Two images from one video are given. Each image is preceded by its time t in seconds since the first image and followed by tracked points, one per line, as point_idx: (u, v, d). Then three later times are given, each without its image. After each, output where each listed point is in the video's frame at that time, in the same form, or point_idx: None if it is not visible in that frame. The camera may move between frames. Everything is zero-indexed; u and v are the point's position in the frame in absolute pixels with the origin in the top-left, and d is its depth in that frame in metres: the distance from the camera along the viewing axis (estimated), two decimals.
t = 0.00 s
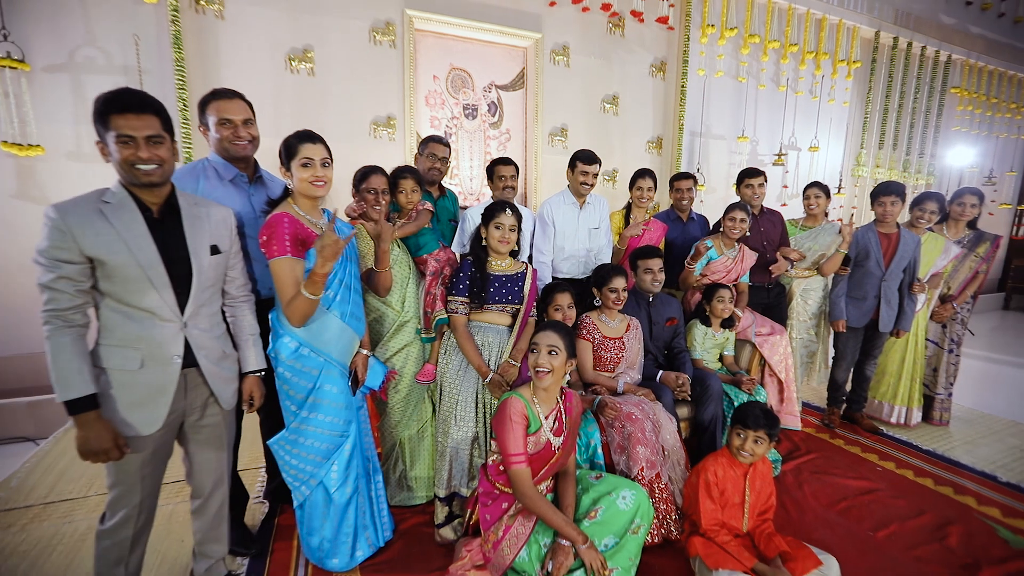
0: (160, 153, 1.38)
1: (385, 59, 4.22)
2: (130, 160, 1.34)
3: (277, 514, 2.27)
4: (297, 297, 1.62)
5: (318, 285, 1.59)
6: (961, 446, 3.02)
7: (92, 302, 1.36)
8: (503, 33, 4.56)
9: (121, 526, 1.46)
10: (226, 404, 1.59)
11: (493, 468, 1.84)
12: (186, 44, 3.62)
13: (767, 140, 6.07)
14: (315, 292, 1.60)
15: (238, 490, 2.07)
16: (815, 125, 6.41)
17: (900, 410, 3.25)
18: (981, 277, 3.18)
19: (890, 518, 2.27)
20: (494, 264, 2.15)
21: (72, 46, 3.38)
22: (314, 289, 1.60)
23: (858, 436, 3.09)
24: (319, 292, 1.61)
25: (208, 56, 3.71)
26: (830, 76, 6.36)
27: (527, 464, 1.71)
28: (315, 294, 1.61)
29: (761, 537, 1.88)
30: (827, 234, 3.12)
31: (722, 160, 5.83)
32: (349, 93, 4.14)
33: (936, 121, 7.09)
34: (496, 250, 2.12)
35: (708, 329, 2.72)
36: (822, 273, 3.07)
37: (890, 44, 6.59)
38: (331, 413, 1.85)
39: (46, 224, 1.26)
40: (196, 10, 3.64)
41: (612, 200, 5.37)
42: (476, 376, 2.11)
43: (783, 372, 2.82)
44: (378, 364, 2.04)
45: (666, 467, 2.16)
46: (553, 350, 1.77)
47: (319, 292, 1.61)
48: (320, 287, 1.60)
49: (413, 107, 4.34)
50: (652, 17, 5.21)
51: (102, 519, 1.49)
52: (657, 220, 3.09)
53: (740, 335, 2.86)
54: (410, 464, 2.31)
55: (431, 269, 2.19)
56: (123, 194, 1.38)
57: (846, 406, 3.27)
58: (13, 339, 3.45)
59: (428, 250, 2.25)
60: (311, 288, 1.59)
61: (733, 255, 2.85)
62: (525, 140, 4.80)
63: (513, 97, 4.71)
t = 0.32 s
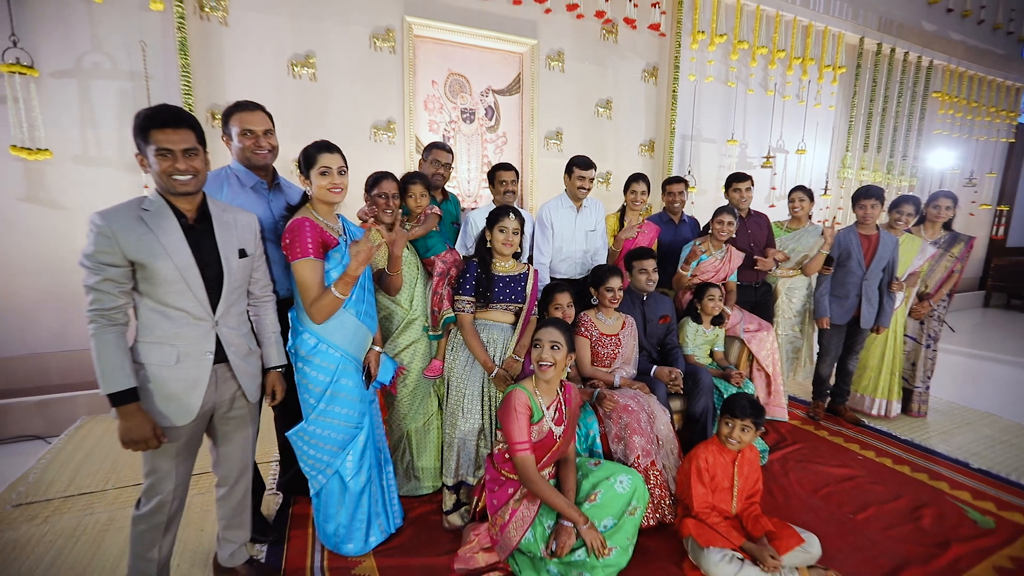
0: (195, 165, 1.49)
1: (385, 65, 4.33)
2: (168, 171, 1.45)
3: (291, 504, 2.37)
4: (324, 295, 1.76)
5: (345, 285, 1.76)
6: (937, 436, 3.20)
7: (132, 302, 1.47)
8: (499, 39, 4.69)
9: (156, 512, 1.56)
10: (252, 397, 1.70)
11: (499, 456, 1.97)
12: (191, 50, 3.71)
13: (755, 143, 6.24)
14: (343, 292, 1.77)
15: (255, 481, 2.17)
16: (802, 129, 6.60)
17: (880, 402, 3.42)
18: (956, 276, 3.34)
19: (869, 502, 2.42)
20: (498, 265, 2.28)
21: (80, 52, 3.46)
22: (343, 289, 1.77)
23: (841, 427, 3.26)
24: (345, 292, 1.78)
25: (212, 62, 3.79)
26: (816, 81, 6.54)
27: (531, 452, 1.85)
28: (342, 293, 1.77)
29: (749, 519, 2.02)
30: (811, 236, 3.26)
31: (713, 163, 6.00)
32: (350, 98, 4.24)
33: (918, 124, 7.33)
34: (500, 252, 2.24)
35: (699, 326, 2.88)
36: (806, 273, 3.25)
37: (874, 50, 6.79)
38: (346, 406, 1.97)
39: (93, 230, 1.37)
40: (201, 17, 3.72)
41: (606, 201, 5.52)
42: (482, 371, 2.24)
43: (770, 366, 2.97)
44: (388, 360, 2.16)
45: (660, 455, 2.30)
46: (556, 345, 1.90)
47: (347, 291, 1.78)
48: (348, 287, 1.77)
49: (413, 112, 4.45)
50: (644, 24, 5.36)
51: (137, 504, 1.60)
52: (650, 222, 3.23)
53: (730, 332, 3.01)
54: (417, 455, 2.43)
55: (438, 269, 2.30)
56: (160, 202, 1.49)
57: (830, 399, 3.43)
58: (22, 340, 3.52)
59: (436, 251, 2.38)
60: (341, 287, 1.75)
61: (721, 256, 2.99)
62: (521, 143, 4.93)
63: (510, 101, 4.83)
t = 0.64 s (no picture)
0: (223, 174, 1.60)
1: (381, 70, 4.43)
2: (199, 181, 1.57)
3: (302, 495, 2.49)
4: (344, 294, 1.90)
5: (365, 284, 1.91)
6: (909, 424, 3.41)
7: (165, 302, 1.58)
8: (492, 45, 4.81)
9: (185, 498, 1.67)
10: (273, 391, 1.81)
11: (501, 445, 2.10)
12: (191, 55, 3.79)
13: (739, 146, 6.45)
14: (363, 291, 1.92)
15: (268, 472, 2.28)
16: (784, 132, 6.82)
17: (857, 394, 3.62)
18: (925, 274, 3.55)
19: (845, 485, 2.60)
20: (499, 266, 2.41)
21: (81, 57, 3.52)
22: (362, 288, 1.91)
23: (820, 417, 3.45)
24: (364, 291, 1.92)
25: (211, 67, 3.87)
26: (797, 86, 6.77)
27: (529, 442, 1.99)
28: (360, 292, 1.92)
29: (733, 499, 2.19)
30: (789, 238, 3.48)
31: (699, 165, 6.20)
32: (347, 102, 4.34)
33: (894, 128, 7.62)
34: (501, 253, 2.38)
35: (686, 323, 3.05)
36: (785, 272, 3.45)
37: (852, 57, 7.03)
38: (358, 398, 2.09)
39: (131, 236, 1.48)
40: (200, 23, 3.80)
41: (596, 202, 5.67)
42: (484, 365, 2.38)
43: (753, 360, 3.15)
44: (396, 356, 2.29)
45: (651, 443, 2.45)
46: (557, 341, 2.03)
47: (365, 291, 1.92)
48: (367, 286, 1.91)
49: (408, 116, 4.56)
50: (632, 31, 5.53)
51: (166, 492, 1.70)
52: (639, 224, 3.42)
53: (716, 328, 3.19)
54: (421, 446, 2.55)
55: (442, 270, 2.43)
56: (190, 209, 1.60)
57: (810, 391, 3.62)
58: (23, 341, 3.56)
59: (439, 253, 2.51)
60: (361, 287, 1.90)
61: (706, 256, 3.16)
62: (514, 146, 5.07)
63: (502, 105, 4.96)
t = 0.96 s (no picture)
0: (244, 182, 1.70)
1: (380, 75, 4.52)
2: (222, 188, 1.66)
3: (311, 487, 2.58)
4: (356, 293, 2.02)
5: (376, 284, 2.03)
6: (891, 417, 3.56)
7: (189, 302, 1.67)
8: (488, 50, 4.92)
9: (207, 486, 1.76)
10: (289, 386, 1.91)
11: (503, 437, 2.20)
12: (194, 60, 3.86)
13: (730, 148, 6.60)
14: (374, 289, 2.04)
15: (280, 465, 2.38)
16: (773, 134, 6.98)
17: (842, 387, 3.77)
18: (907, 273, 3.70)
19: (829, 473, 2.74)
20: (500, 266, 2.52)
21: (86, 62, 3.58)
22: (373, 287, 2.04)
23: (806, 410, 3.60)
24: (375, 290, 2.04)
25: (214, 72, 3.94)
26: (785, 90, 6.93)
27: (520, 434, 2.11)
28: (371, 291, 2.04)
29: (722, 486, 2.31)
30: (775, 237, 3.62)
31: (690, 167, 6.34)
32: (346, 106, 4.43)
33: (879, 130, 7.82)
34: (501, 254, 2.49)
35: (678, 320, 3.18)
36: (772, 271, 3.60)
37: (839, 61, 7.20)
38: (367, 393, 2.19)
39: (159, 239, 1.57)
40: (202, 28, 3.87)
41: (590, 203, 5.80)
42: (486, 361, 2.49)
43: (742, 355, 3.30)
44: (402, 353, 2.39)
45: (646, 434, 2.57)
46: (560, 339, 2.15)
47: (376, 289, 2.04)
48: (378, 285, 2.04)
49: (406, 119, 4.65)
50: (625, 36, 5.66)
51: (188, 481, 1.79)
52: (633, 226, 3.54)
53: (706, 325, 3.32)
54: (425, 439, 2.65)
55: (445, 270, 2.53)
56: (213, 214, 1.70)
57: (798, 385, 3.76)
58: (28, 342, 3.60)
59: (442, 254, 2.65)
60: (373, 286, 2.02)
61: (697, 256, 3.29)
62: (510, 148, 5.17)
63: (499, 108, 5.06)
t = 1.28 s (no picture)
0: (262, 187, 1.81)
1: (379, 79, 4.62)
2: (241, 193, 1.77)
3: (319, 478, 2.69)
4: (364, 291, 2.12)
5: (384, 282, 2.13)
6: (873, 408, 3.73)
7: (211, 300, 1.77)
8: (484, 54, 5.03)
9: (227, 474, 1.87)
10: (303, 379, 2.02)
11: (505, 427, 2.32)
12: (197, 64, 3.91)
13: (719, 149, 6.76)
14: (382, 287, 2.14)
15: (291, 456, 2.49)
16: (762, 136, 7.15)
17: (826, 380, 3.92)
18: (887, 270, 3.84)
19: (812, 461, 2.89)
20: (500, 265, 2.64)
21: (90, 66, 3.60)
22: (381, 285, 2.14)
23: (793, 403, 3.75)
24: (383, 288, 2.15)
25: (216, 76, 4.01)
26: (774, 92, 7.09)
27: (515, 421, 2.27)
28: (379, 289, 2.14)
29: (711, 472, 2.45)
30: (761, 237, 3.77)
31: (681, 168, 6.49)
32: (346, 109, 4.52)
33: (865, 132, 8.01)
34: (502, 254, 2.61)
35: (669, 317, 3.32)
36: (759, 269, 3.75)
37: (825, 64, 7.38)
38: (375, 386, 2.30)
39: (185, 241, 1.68)
40: (204, 33, 3.92)
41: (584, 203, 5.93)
42: (487, 356, 2.61)
43: (731, 350, 3.44)
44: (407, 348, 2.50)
45: (639, 425, 2.70)
46: (560, 335, 2.27)
47: (384, 287, 2.15)
48: (386, 283, 2.14)
49: (404, 122, 4.75)
50: (617, 40, 5.79)
51: (209, 470, 1.89)
52: (625, 226, 3.67)
53: (697, 321, 3.46)
54: (428, 431, 2.76)
55: (448, 270, 2.66)
56: (233, 218, 1.81)
57: (784, 379, 3.92)
58: (33, 342, 3.64)
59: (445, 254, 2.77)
60: (381, 284, 2.12)
61: (687, 255, 3.43)
62: (505, 150, 5.29)
63: (494, 111, 5.18)
